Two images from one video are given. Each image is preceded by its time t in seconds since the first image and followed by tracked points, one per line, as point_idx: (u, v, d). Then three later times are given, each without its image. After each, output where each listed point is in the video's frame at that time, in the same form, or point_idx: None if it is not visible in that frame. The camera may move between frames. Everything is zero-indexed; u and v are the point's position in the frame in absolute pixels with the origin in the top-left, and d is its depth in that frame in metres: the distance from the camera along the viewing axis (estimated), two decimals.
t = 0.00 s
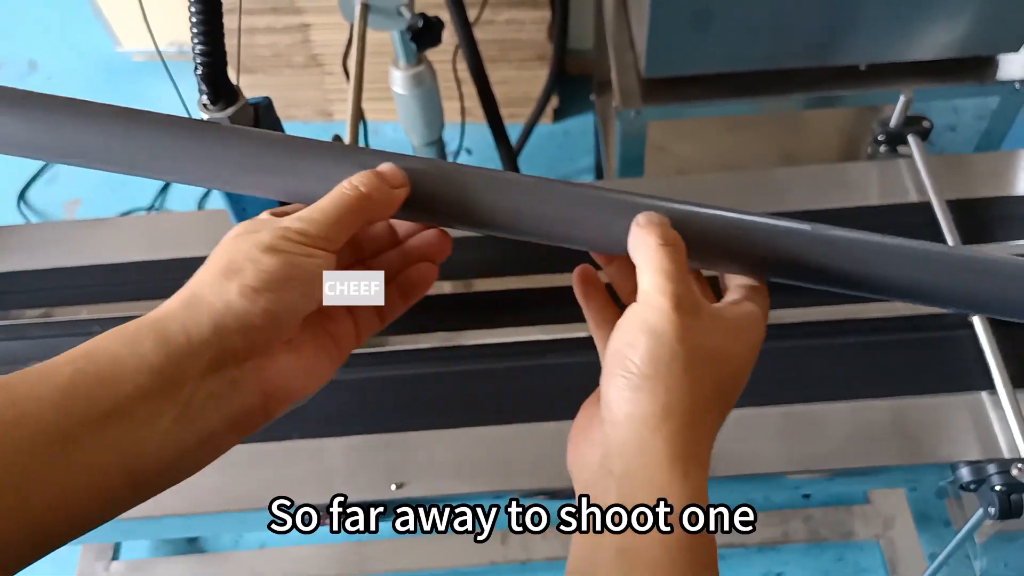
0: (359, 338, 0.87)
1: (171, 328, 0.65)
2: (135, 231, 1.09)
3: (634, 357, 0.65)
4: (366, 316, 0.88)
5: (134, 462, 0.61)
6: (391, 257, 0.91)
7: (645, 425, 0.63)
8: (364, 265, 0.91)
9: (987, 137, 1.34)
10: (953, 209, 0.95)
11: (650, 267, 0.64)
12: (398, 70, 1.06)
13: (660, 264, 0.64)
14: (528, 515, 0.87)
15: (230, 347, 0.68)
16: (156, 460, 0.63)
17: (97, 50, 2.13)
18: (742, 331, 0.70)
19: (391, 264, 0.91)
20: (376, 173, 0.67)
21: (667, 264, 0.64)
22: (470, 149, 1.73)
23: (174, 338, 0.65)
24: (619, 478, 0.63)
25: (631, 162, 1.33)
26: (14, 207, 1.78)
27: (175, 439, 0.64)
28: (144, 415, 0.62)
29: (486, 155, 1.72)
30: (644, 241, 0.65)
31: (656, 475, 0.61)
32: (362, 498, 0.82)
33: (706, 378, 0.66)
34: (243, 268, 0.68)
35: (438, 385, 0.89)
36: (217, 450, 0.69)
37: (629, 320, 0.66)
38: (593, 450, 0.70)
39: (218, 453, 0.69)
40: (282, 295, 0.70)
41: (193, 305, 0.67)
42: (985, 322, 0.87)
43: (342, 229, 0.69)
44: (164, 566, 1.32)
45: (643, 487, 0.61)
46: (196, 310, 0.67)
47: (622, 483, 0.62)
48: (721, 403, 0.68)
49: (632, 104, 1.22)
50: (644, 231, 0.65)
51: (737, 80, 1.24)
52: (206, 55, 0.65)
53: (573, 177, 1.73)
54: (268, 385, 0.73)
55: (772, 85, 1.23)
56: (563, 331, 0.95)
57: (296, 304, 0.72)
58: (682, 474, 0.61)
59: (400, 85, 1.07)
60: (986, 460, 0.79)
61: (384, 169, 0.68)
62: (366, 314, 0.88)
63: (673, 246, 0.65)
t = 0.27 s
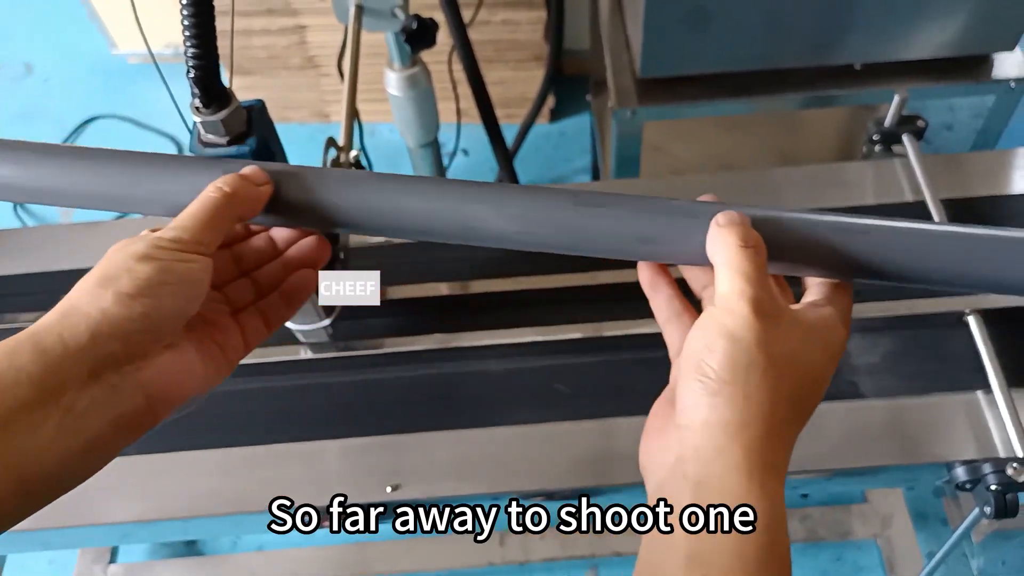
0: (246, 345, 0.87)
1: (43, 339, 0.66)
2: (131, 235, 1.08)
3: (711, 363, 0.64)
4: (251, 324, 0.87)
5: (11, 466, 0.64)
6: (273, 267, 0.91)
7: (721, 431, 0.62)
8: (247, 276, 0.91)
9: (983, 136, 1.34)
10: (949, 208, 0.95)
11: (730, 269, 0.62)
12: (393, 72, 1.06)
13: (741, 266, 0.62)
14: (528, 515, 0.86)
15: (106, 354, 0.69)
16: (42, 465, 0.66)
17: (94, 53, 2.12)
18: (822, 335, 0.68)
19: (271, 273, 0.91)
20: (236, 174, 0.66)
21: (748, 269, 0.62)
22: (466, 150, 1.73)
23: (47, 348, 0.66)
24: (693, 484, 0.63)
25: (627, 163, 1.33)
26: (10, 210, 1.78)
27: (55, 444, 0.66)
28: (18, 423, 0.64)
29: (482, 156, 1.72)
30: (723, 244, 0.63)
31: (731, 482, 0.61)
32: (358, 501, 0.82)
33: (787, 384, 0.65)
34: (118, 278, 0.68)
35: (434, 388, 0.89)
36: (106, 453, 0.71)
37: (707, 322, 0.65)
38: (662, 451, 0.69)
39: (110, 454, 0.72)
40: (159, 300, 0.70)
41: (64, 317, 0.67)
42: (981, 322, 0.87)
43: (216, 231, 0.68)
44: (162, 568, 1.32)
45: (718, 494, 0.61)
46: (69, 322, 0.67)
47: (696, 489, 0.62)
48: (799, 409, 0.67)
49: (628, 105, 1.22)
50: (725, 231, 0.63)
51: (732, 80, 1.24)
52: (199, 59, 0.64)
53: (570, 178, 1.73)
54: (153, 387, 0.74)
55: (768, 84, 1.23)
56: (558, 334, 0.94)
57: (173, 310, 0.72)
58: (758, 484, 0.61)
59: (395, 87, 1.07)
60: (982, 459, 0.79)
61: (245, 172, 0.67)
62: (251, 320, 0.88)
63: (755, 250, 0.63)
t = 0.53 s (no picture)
0: (206, 347, 0.87)
1: None
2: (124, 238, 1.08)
3: (733, 351, 0.63)
4: (207, 326, 0.87)
5: None
6: (230, 270, 0.88)
7: (746, 421, 0.61)
8: (205, 280, 0.89)
9: (978, 134, 1.34)
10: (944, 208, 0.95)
11: (749, 256, 0.61)
12: (387, 73, 1.05)
13: (762, 253, 0.61)
14: (527, 515, 0.84)
15: (59, 357, 0.71)
16: None
17: (88, 54, 2.12)
18: (844, 323, 0.67)
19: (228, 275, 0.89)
20: (186, 177, 0.66)
21: (768, 254, 0.61)
22: (462, 151, 1.73)
23: (2, 355, 0.69)
24: (717, 475, 0.61)
25: (622, 164, 1.33)
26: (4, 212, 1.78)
27: (9, 450, 0.68)
28: None
29: (477, 157, 1.72)
30: (740, 231, 0.62)
31: (757, 473, 0.59)
32: (352, 505, 0.82)
33: (809, 372, 0.64)
34: (68, 282, 0.70)
35: (428, 390, 0.89)
36: (64, 458, 0.73)
37: (729, 311, 0.65)
38: (686, 444, 0.69)
39: (68, 460, 0.74)
40: (112, 303, 0.72)
41: (17, 323, 0.70)
42: (976, 322, 0.87)
43: (166, 236, 0.69)
44: (158, 571, 1.31)
45: (744, 485, 0.60)
46: (21, 327, 0.70)
47: (719, 481, 0.61)
48: (823, 398, 0.66)
49: (623, 105, 1.22)
50: (745, 218, 0.62)
51: (728, 79, 1.24)
52: (191, 61, 0.64)
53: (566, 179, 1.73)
54: (108, 391, 0.76)
55: (763, 83, 1.23)
56: (552, 334, 0.94)
57: (124, 312, 0.74)
58: (783, 475, 0.60)
59: (388, 89, 1.07)
60: (977, 460, 0.79)
61: (195, 172, 0.66)
62: (210, 323, 0.87)
63: (774, 235, 0.62)
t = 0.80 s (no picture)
0: (198, 347, 0.87)
1: None
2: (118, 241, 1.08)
3: (737, 358, 0.63)
4: (201, 325, 0.87)
5: None
6: (222, 269, 0.87)
7: (750, 429, 0.61)
8: (198, 279, 0.89)
9: (973, 135, 1.34)
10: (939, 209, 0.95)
11: (752, 262, 0.61)
12: (381, 75, 1.05)
13: (765, 258, 0.61)
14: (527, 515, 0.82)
15: (48, 360, 0.71)
16: None
17: (83, 56, 2.12)
18: (847, 328, 0.67)
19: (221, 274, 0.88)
20: (178, 177, 0.65)
21: (770, 260, 0.61)
22: (457, 152, 1.73)
23: None
24: (722, 484, 0.61)
25: (617, 165, 1.33)
26: None
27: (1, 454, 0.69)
28: None
29: (473, 158, 1.72)
30: (742, 237, 0.62)
31: (762, 482, 0.59)
32: (347, 508, 0.82)
33: (812, 379, 0.63)
34: (58, 283, 0.69)
35: (423, 392, 0.89)
36: (54, 462, 0.73)
37: (731, 318, 0.64)
38: (691, 452, 0.68)
39: (59, 463, 0.74)
40: (101, 305, 0.72)
41: (7, 325, 0.70)
42: (970, 323, 0.87)
43: (157, 237, 0.69)
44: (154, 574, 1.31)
45: (749, 494, 0.59)
46: (12, 329, 0.70)
47: (723, 489, 0.61)
48: (825, 404, 0.65)
49: (617, 106, 1.22)
50: (747, 224, 0.62)
51: (723, 80, 1.24)
52: (182, 66, 0.64)
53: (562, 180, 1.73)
54: (98, 394, 0.76)
55: (758, 84, 1.23)
56: (547, 336, 0.94)
57: (115, 314, 0.74)
58: (788, 482, 0.59)
59: (382, 91, 1.07)
60: (971, 460, 0.79)
61: (187, 172, 0.66)
62: (204, 322, 0.88)
63: (776, 241, 0.61)
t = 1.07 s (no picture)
0: (193, 356, 0.85)
1: None
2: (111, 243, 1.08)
3: (750, 372, 0.62)
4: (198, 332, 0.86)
5: None
6: (221, 276, 0.87)
7: (764, 446, 0.59)
8: (196, 286, 0.88)
9: (967, 135, 1.35)
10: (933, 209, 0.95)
11: (767, 275, 0.61)
12: (376, 76, 1.05)
13: (780, 273, 0.61)
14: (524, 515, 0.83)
15: (43, 370, 0.70)
16: None
17: (77, 59, 2.11)
18: (863, 344, 0.66)
19: (219, 280, 0.88)
20: (175, 184, 0.65)
21: (785, 273, 0.60)
22: (453, 153, 1.74)
23: None
24: (732, 500, 0.59)
25: (613, 166, 1.33)
26: None
27: None
28: None
29: (468, 159, 1.73)
30: (758, 250, 0.61)
31: (774, 499, 0.57)
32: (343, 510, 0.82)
33: (828, 396, 0.62)
34: (52, 292, 0.69)
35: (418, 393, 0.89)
36: (49, 471, 0.72)
37: (745, 332, 0.63)
38: (703, 467, 0.67)
39: (54, 474, 0.72)
40: (96, 314, 0.71)
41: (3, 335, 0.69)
42: (965, 323, 0.87)
43: (154, 244, 0.68)
44: None
45: (761, 512, 0.57)
46: (6, 340, 0.69)
47: (734, 506, 0.59)
48: (839, 423, 0.64)
49: (612, 107, 1.22)
50: (764, 237, 0.61)
51: (718, 81, 1.24)
52: (175, 67, 0.63)
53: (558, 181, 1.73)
54: (93, 403, 0.75)
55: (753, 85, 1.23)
56: (539, 338, 0.93)
57: (111, 323, 0.73)
58: (799, 500, 0.57)
59: (377, 93, 1.06)
60: (966, 461, 0.79)
61: (185, 179, 0.66)
62: (200, 330, 0.86)
63: (792, 254, 0.61)
